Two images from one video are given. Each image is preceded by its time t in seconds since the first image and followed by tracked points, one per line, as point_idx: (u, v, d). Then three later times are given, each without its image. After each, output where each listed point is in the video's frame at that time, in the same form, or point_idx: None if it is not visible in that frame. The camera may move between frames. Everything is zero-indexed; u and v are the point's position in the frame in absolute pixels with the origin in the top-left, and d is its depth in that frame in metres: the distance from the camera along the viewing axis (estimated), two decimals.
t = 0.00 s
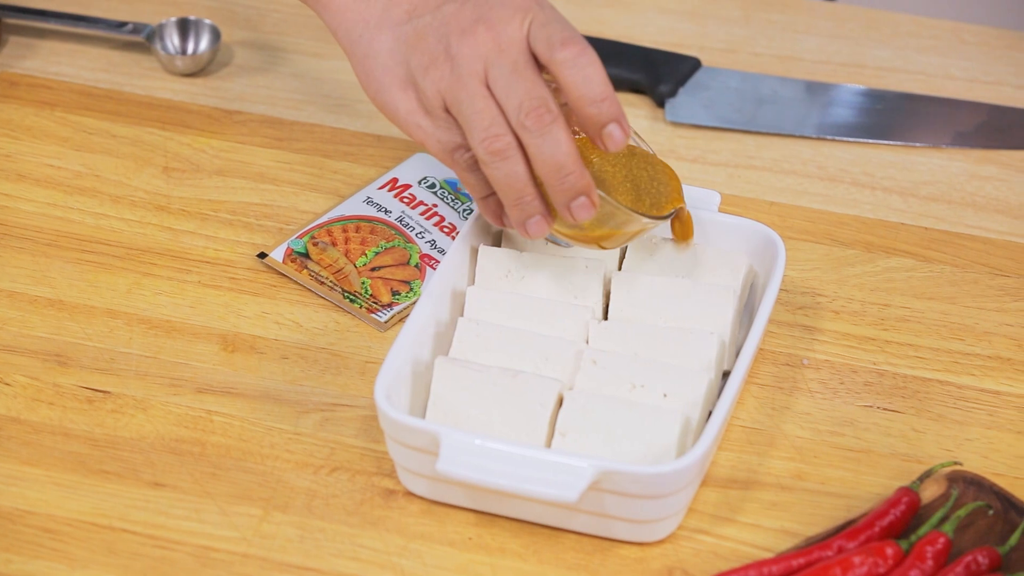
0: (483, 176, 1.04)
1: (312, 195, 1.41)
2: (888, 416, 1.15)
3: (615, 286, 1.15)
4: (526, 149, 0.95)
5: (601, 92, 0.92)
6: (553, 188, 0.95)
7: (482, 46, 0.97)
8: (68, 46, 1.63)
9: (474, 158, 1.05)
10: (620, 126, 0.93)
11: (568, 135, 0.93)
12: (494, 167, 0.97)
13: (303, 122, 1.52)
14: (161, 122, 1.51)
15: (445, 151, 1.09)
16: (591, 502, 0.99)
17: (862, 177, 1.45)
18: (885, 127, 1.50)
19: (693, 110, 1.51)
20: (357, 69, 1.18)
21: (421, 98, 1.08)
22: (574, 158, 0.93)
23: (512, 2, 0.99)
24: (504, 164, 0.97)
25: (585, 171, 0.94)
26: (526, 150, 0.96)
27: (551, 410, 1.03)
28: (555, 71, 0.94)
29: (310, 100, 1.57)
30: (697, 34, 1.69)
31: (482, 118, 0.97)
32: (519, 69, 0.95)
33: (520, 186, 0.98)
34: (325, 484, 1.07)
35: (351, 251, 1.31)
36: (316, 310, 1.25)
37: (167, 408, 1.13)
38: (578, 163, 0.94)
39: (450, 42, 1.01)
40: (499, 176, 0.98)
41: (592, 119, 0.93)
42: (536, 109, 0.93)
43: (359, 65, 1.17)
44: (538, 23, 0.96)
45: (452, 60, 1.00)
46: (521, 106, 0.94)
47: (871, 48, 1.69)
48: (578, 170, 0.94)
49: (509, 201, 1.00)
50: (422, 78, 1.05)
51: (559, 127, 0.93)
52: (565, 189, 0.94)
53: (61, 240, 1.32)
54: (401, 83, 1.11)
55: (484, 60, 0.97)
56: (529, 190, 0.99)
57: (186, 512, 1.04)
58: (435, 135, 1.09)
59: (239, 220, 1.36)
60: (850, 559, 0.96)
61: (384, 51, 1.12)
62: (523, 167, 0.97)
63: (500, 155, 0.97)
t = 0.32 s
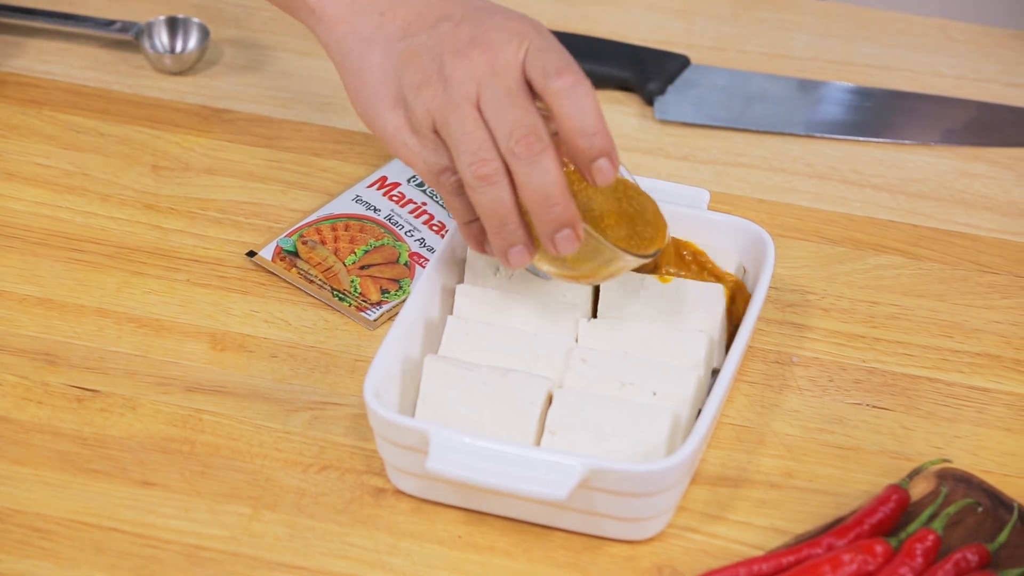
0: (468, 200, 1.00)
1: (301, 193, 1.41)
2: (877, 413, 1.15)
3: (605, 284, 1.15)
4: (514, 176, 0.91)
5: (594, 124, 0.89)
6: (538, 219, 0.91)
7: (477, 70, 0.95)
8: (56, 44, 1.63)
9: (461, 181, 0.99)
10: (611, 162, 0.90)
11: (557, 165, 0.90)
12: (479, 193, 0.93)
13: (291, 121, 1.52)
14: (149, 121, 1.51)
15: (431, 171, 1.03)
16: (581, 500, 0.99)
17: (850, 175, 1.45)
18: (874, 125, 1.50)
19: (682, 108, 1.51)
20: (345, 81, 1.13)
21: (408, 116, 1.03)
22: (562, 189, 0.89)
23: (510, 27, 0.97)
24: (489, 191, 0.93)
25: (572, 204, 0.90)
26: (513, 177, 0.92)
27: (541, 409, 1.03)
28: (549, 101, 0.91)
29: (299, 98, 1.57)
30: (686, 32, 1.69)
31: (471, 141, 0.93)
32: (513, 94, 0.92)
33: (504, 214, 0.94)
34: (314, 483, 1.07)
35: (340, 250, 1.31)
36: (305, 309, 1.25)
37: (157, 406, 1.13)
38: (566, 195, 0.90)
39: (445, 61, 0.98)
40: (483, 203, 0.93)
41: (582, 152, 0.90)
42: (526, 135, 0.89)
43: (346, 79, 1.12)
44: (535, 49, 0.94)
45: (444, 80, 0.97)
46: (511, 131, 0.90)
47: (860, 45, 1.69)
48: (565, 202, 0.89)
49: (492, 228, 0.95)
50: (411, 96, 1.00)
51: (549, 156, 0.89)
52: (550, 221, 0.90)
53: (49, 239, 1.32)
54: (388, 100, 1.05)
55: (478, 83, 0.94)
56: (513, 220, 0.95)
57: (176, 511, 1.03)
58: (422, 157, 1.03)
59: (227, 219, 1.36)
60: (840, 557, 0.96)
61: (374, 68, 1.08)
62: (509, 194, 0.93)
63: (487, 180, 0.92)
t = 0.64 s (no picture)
0: (425, 258, 0.95)
1: (292, 193, 1.41)
2: (868, 412, 1.15)
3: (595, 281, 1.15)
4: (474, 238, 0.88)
5: (560, 190, 0.86)
6: (495, 284, 0.88)
7: (446, 124, 0.91)
8: (46, 44, 1.63)
9: (420, 239, 0.95)
10: (576, 229, 0.88)
11: (518, 229, 0.87)
12: (437, 251, 0.89)
13: (281, 120, 1.52)
14: (140, 121, 1.51)
15: (389, 226, 0.97)
16: (573, 499, 0.98)
17: (841, 174, 1.45)
18: (866, 123, 1.50)
19: (672, 106, 1.52)
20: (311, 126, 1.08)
21: (371, 166, 0.98)
22: (522, 254, 0.87)
23: (486, 85, 0.94)
24: (449, 251, 0.89)
25: (531, 269, 0.88)
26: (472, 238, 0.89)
27: (532, 408, 1.03)
28: (516, 162, 0.88)
29: (289, 97, 1.57)
30: (676, 30, 1.69)
31: (433, 200, 0.89)
32: (480, 153, 0.89)
33: (462, 274, 0.90)
34: (305, 483, 1.07)
35: (330, 249, 1.31)
36: (296, 308, 1.25)
37: (147, 406, 1.13)
38: (525, 260, 0.87)
39: (414, 114, 0.94)
40: (440, 262, 0.90)
41: (546, 217, 0.87)
42: (490, 196, 0.87)
43: (311, 121, 1.05)
44: (508, 110, 0.91)
45: (412, 132, 0.93)
46: (474, 191, 0.87)
47: (850, 44, 1.69)
48: (524, 266, 0.87)
49: (446, 288, 0.92)
50: (376, 147, 0.96)
51: (510, 220, 0.87)
52: (507, 285, 0.88)
53: (40, 239, 1.32)
54: (352, 148, 1.00)
55: (444, 139, 0.90)
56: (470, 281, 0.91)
57: (166, 511, 1.03)
58: (382, 211, 0.98)
59: (218, 218, 1.36)
60: (831, 555, 0.96)
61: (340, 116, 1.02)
62: (468, 255, 0.90)
63: (446, 239, 0.89)
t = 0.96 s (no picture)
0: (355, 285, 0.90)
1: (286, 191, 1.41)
2: (863, 410, 1.15)
3: (589, 280, 1.15)
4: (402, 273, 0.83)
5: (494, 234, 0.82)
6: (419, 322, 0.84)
7: (388, 152, 0.87)
8: (40, 42, 1.63)
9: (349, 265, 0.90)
10: (505, 272, 0.85)
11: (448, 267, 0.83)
12: (364, 280, 0.85)
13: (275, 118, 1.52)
14: (134, 119, 1.51)
15: (322, 251, 0.91)
16: (568, 498, 0.98)
17: (835, 172, 1.45)
18: (860, 121, 1.50)
19: (667, 104, 1.52)
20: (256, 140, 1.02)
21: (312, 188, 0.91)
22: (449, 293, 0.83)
23: (434, 117, 0.89)
24: (376, 281, 0.85)
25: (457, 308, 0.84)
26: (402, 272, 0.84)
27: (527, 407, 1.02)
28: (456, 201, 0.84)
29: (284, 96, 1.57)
30: (670, 29, 1.69)
31: (365, 230, 0.85)
32: (419, 186, 0.85)
33: (387, 307, 0.86)
34: (300, 481, 1.07)
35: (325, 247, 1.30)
36: (290, 307, 1.25)
37: (141, 405, 1.13)
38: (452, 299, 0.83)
39: (359, 139, 0.89)
40: (366, 292, 0.85)
41: (477, 258, 0.84)
42: (422, 233, 0.82)
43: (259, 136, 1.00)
44: (455, 145, 0.87)
45: (354, 157, 0.88)
46: (408, 224, 0.83)
47: (845, 43, 1.69)
48: (449, 303, 0.84)
49: (370, 318, 0.87)
50: (315, 168, 0.91)
51: (441, 258, 0.82)
52: (430, 321, 0.84)
53: (34, 237, 1.32)
54: (293, 168, 0.93)
55: (384, 168, 0.86)
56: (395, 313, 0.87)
57: (161, 510, 1.03)
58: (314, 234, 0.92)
59: (212, 217, 1.36)
60: (826, 554, 0.96)
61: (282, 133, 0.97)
62: (396, 286, 0.85)
63: (375, 270, 0.84)
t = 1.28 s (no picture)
0: (292, 250, 0.91)
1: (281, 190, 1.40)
2: (858, 409, 1.15)
3: (584, 278, 1.15)
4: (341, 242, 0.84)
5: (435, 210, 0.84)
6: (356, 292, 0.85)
7: (334, 125, 0.88)
8: (35, 41, 1.63)
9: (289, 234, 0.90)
10: (444, 249, 0.87)
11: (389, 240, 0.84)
12: (304, 248, 0.86)
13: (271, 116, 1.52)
14: (129, 118, 1.50)
15: (263, 217, 0.92)
16: (563, 497, 0.98)
17: (831, 171, 1.45)
18: (855, 120, 1.50)
19: (662, 103, 1.52)
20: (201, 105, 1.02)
21: (255, 154, 0.92)
22: (388, 264, 0.84)
23: (382, 94, 0.91)
24: (316, 250, 0.86)
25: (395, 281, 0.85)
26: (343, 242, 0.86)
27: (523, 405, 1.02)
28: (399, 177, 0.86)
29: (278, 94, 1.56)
30: (665, 27, 1.69)
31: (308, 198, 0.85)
32: (364, 159, 0.86)
33: (325, 276, 0.87)
34: (295, 480, 1.07)
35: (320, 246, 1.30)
36: (286, 306, 1.25)
37: (137, 404, 1.13)
38: (390, 271, 0.85)
39: (305, 108, 0.90)
40: (306, 260, 0.86)
41: (417, 234, 0.86)
42: (365, 205, 0.84)
43: (206, 100, 1.00)
44: (400, 122, 0.89)
45: (301, 127, 0.89)
46: (353, 196, 0.84)
47: (840, 41, 1.69)
48: (389, 277, 0.84)
49: (308, 286, 0.88)
50: (262, 135, 0.91)
51: (382, 231, 0.84)
52: (367, 293, 0.85)
53: (29, 236, 1.32)
54: (238, 134, 0.94)
55: (329, 140, 0.87)
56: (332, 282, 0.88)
57: (157, 509, 1.03)
58: (254, 199, 0.92)
59: (207, 216, 1.36)
60: (822, 553, 0.96)
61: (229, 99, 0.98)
62: (334, 256, 0.86)
63: (316, 238, 0.85)
